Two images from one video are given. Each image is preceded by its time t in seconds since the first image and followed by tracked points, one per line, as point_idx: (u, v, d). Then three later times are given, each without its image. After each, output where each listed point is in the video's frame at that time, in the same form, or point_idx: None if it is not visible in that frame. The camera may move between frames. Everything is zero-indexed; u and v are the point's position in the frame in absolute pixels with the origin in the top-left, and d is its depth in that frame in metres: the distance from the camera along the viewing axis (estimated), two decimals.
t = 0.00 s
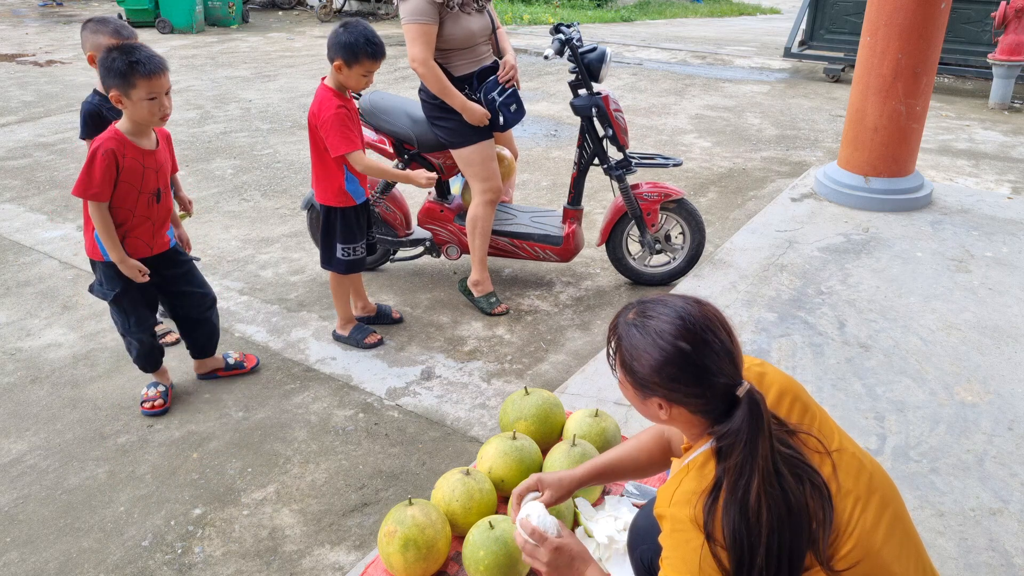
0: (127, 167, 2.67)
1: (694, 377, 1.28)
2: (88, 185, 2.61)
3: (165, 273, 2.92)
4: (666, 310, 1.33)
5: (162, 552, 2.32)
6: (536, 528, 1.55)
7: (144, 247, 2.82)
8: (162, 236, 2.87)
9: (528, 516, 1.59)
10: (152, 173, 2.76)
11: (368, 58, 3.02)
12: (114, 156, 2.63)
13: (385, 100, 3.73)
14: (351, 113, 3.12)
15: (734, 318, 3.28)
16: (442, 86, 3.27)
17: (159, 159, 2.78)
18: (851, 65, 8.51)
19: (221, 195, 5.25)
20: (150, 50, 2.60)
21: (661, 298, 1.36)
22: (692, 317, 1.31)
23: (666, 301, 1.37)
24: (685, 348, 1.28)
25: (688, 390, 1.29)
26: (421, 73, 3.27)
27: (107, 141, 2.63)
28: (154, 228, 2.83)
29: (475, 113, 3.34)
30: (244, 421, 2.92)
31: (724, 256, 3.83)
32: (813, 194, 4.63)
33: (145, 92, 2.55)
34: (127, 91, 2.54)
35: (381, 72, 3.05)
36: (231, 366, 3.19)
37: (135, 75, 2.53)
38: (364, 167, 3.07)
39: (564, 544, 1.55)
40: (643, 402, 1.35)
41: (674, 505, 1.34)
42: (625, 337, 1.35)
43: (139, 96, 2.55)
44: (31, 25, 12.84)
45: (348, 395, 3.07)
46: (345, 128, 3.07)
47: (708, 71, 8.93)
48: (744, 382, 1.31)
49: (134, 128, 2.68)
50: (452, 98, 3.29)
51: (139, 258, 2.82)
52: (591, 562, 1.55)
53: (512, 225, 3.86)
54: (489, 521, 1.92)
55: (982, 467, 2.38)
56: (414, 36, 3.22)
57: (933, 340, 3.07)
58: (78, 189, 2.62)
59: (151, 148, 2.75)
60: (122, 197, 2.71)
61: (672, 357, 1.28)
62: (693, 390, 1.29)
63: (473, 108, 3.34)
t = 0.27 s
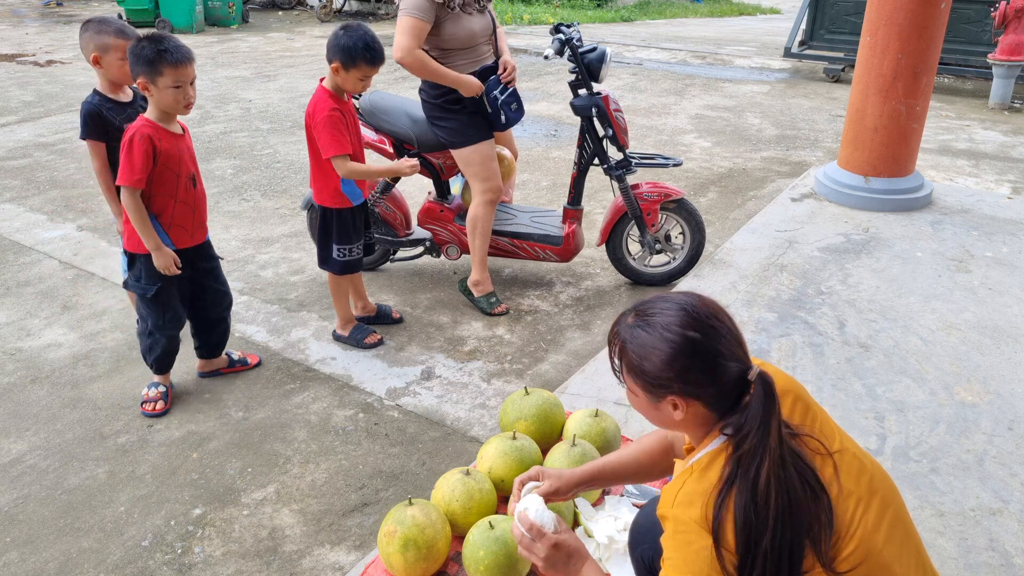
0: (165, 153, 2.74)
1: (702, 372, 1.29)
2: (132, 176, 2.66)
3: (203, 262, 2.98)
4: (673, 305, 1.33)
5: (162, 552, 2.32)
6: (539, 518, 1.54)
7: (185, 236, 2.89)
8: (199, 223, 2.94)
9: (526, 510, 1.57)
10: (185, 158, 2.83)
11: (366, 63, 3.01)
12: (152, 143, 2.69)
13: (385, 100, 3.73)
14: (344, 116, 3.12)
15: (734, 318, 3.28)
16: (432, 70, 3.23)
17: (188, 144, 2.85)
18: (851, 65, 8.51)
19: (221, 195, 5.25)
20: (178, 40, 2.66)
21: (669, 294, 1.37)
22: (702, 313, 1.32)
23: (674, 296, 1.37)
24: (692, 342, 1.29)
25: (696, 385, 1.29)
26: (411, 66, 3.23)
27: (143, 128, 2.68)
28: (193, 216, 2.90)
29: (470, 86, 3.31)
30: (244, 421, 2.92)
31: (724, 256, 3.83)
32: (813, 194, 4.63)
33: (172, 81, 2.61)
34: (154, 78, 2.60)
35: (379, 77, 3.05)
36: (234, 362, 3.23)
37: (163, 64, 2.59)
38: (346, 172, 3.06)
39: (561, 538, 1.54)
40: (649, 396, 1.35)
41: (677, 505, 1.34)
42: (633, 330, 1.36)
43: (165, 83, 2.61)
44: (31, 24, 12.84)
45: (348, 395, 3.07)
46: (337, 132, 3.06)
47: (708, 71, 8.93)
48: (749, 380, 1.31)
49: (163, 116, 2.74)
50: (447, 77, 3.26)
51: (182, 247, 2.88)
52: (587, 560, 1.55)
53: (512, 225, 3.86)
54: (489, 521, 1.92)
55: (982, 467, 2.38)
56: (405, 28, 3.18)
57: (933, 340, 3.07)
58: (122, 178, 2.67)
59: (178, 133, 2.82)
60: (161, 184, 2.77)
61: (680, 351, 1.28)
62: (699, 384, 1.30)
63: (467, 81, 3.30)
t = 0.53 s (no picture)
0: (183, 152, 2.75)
1: (703, 369, 1.29)
2: (162, 181, 2.69)
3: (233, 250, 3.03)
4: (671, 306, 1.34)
5: (162, 552, 2.32)
6: (543, 506, 1.51)
7: (219, 226, 2.94)
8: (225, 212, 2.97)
9: (528, 497, 1.54)
10: (202, 151, 2.85)
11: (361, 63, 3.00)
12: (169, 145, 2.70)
13: (386, 100, 3.73)
14: (340, 116, 3.12)
15: (734, 318, 3.28)
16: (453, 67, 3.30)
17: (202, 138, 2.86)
18: (851, 65, 8.51)
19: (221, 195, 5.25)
20: (179, 41, 2.65)
21: (668, 295, 1.37)
22: (700, 312, 1.34)
23: (674, 297, 1.37)
24: (692, 342, 1.29)
25: (697, 383, 1.30)
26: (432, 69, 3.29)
27: (157, 132, 2.69)
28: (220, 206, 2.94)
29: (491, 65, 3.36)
30: (244, 421, 2.92)
31: (724, 256, 3.83)
32: (813, 194, 4.63)
33: (174, 83, 2.61)
34: (156, 82, 2.60)
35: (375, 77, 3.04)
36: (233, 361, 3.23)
37: (164, 67, 2.59)
38: (335, 172, 3.06)
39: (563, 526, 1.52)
40: (648, 397, 1.35)
41: (677, 506, 1.33)
42: (633, 330, 1.36)
43: (166, 86, 2.61)
44: (31, 25, 12.84)
45: (348, 395, 3.07)
46: (333, 132, 3.07)
47: (708, 71, 8.93)
48: (749, 379, 1.31)
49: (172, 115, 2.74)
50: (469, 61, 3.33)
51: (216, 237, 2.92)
52: (588, 549, 1.54)
53: (512, 225, 3.86)
54: (489, 521, 1.92)
55: (982, 467, 2.38)
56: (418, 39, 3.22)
57: (933, 340, 3.07)
58: (151, 186, 2.69)
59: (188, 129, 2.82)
60: (185, 181, 2.80)
61: (681, 349, 1.29)
62: (699, 384, 1.30)
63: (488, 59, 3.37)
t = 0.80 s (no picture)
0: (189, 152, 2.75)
1: (703, 368, 1.29)
2: (173, 184, 2.69)
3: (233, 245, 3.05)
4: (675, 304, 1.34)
5: (162, 552, 2.32)
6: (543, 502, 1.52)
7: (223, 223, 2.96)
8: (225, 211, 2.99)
9: (529, 495, 1.55)
10: (203, 151, 2.85)
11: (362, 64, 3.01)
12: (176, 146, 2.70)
13: (386, 100, 3.73)
14: (340, 117, 3.12)
15: (733, 318, 3.28)
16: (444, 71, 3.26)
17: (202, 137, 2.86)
18: (851, 65, 8.51)
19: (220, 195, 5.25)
20: (180, 43, 2.64)
21: (672, 294, 1.38)
22: (700, 310, 1.34)
23: (674, 296, 1.38)
24: (696, 341, 1.30)
25: (698, 382, 1.30)
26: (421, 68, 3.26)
27: (163, 134, 2.69)
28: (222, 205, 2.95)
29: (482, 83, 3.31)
30: (244, 421, 2.92)
31: (724, 256, 3.83)
32: (813, 194, 4.63)
33: (176, 86, 2.61)
34: (159, 86, 2.60)
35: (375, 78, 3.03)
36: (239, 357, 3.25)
37: (165, 70, 2.59)
38: (335, 173, 3.06)
39: (565, 525, 1.53)
40: (648, 397, 1.35)
41: (676, 506, 1.33)
42: (634, 329, 1.36)
43: (167, 89, 2.61)
44: (31, 25, 12.85)
45: (348, 395, 3.07)
46: (334, 132, 3.07)
47: (708, 71, 8.93)
48: (751, 380, 1.31)
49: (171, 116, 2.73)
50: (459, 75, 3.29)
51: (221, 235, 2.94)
52: (589, 546, 1.55)
53: (512, 225, 3.86)
54: (489, 521, 1.92)
55: (982, 467, 2.38)
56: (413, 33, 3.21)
57: (933, 340, 3.07)
58: (161, 189, 2.69)
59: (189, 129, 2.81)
60: (190, 181, 2.80)
61: (681, 348, 1.29)
62: (700, 383, 1.30)
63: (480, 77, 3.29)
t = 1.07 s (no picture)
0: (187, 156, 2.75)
1: (703, 366, 1.30)
2: (168, 190, 2.69)
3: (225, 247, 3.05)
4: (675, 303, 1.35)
5: (162, 552, 2.32)
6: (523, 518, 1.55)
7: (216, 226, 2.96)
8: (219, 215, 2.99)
9: (510, 517, 1.58)
10: (201, 154, 2.85)
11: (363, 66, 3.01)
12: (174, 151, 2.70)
13: (386, 100, 3.73)
14: (341, 117, 3.13)
15: (733, 318, 3.28)
16: (451, 78, 3.27)
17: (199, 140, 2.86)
18: (851, 65, 8.51)
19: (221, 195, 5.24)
20: (181, 46, 2.64)
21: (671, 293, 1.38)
22: (699, 309, 1.35)
23: (673, 296, 1.38)
24: (695, 339, 1.30)
25: (698, 380, 1.30)
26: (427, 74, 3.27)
27: (161, 139, 2.68)
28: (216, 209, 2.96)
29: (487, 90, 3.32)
30: (244, 421, 2.92)
31: (724, 256, 3.83)
32: (813, 194, 4.63)
33: (179, 89, 2.60)
34: (161, 89, 2.59)
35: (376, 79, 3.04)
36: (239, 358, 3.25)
37: (169, 73, 2.58)
38: (335, 173, 3.06)
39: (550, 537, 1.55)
40: (649, 397, 1.35)
41: (676, 505, 1.33)
42: (633, 329, 1.36)
43: (170, 93, 2.61)
44: (31, 25, 12.84)
45: (348, 395, 3.07)
46: (335, 132, 3.07)
47: (708, 71, 8.93)
48: (750, 378, 1.32)
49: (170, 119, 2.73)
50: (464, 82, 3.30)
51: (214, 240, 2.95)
52: (580, 551, 1.56)
53: (512, 225, 3.86)
54: (489, 521, 1.92)
55: (982, 467, 2.38)
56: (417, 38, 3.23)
57: (933, 340, 3.07)
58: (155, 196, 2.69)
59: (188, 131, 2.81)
60: (186, 185, 2.80)
61: (680, 347, 1.29)
62: (699, 382, 1.30)
63: (485, 83, 3.32)
